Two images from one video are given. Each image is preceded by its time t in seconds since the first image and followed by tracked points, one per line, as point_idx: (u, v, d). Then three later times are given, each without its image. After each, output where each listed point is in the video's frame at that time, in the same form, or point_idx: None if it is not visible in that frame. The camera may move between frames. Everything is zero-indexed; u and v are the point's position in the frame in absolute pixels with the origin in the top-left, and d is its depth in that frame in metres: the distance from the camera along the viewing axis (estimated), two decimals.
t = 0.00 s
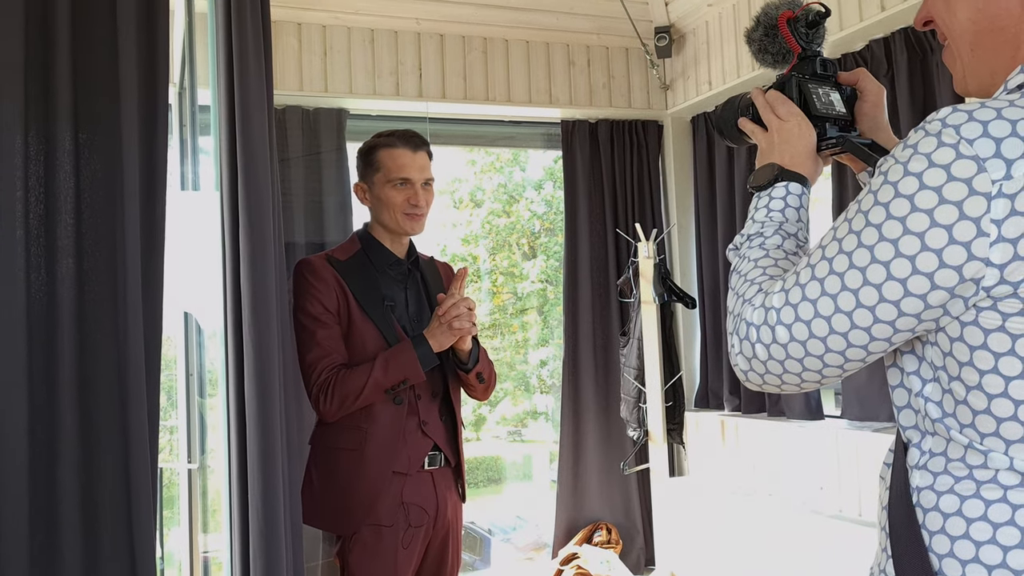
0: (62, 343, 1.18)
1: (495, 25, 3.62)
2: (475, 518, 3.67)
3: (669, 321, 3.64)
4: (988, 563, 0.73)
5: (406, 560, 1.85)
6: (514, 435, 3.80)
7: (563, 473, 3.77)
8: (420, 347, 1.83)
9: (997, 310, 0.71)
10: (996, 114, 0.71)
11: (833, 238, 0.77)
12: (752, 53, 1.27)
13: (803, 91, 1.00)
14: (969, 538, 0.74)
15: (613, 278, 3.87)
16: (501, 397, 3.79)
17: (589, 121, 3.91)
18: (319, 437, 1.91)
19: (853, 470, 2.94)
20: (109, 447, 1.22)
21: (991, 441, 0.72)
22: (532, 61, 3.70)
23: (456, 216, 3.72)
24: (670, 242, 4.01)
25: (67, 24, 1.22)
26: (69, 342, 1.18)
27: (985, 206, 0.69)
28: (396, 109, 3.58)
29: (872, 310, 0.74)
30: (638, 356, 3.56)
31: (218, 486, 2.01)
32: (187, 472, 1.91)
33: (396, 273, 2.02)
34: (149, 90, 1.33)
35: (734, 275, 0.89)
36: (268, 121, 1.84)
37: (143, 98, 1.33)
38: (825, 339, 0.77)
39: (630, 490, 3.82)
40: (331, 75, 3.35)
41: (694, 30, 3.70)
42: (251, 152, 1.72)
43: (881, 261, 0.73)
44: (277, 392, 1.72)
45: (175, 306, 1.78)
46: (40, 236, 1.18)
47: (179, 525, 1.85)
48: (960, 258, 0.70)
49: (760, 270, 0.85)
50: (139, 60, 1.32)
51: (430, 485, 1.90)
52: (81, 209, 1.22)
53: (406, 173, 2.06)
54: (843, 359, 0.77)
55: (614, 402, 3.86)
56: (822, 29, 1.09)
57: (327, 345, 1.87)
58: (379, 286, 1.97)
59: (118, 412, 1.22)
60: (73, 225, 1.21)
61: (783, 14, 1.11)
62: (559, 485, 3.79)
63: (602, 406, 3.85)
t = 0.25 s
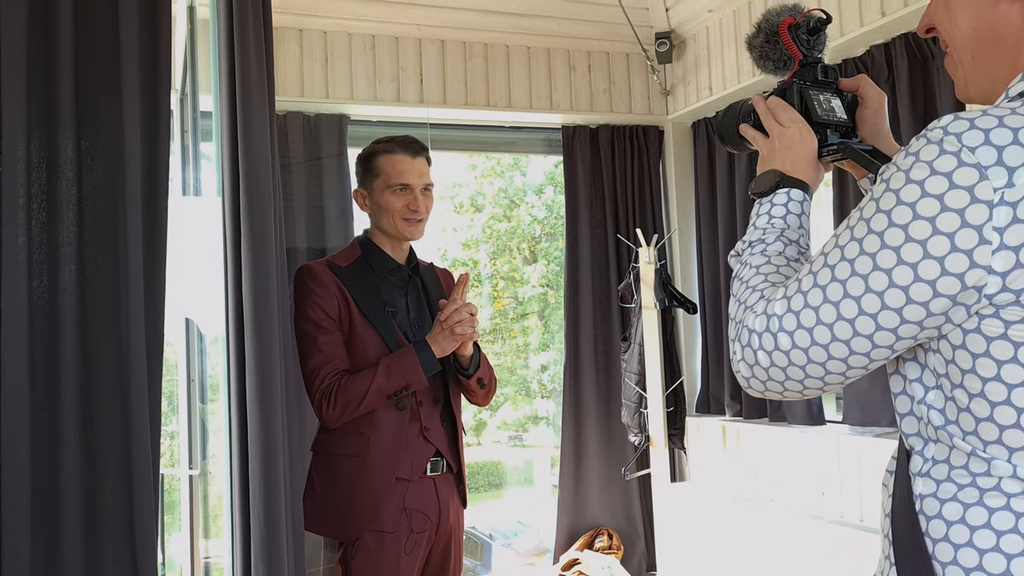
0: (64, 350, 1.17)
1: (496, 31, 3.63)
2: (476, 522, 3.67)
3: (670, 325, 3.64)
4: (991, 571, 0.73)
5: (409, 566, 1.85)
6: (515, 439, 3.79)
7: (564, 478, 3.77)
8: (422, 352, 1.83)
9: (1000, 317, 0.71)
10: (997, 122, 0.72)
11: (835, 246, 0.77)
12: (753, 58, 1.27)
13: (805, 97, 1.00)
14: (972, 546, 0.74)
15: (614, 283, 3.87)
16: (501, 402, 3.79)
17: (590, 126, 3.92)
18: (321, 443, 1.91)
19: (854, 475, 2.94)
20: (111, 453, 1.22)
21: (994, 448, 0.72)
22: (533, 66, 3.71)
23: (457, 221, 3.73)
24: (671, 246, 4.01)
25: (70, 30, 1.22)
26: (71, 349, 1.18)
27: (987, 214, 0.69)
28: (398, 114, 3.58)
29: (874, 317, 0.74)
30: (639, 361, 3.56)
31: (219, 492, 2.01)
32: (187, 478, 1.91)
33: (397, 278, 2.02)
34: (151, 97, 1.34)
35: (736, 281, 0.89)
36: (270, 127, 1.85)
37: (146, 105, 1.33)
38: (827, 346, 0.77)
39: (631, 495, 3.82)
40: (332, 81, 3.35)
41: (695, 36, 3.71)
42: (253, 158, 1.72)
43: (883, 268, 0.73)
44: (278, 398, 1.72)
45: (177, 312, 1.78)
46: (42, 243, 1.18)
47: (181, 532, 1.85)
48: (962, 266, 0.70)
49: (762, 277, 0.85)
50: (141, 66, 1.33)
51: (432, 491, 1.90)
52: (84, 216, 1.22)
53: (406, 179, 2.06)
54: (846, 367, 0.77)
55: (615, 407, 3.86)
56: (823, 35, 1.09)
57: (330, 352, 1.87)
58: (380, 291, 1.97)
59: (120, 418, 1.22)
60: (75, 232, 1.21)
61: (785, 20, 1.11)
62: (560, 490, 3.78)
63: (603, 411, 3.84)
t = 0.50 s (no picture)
0: (64, 356, 1.17)
1: (496, 36, 3.63)
2: (476, 528, 3.67)
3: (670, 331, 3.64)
4: None
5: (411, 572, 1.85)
6: (515, 445, 3.79)
7: (564, 483, 3.77)
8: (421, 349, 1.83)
9: (1000, 323, 0.71)
10: (998, 128, 0.72)
11: (835, 251, 0.77)
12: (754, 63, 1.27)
13: (805, 103, 1.00)
14: (975, 551, 0.74)
15: (614, 288, 3.87)
16: (502, 407, 3.79)
17: (590, 131, 3.92)
18: (322, 448, 1.91)
19: (854, 480, 2.94)
20: (110, 458, 1.22)
21: (995, 454, 0.72)
22: (533, 72, 3.72)
23: (457, 227, 3.73)
24: (672, 252, 4.01)
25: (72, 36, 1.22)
26: (71, 354, 1.18)
27: (987, 219, 0.69)
28: (398, 120, 3.59)
29: (875, 323, 0.74)
30: (639, 366, 3.56)
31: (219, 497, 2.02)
32: (187, 483, 1.92)
33: (396, 283, 2.02)
34: (152, 102, 1.34)
35: (737, 286, 0.89)
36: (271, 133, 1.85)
37: (147, 110, 1.33)
38: (828, 352, 0.77)
39: (632, 501, 3.81)
40: (333, 86, 3.36)
41: (695, 42, 3.72)
42: (253, 163, 1.72)
43: (884, 274, 0.73)
44: (278, 403, 1.72)
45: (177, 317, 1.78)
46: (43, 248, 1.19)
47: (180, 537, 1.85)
48: (963, 271, 0.70)
49: (763, 283, 0.85)
50: (143, 72, 1.33)
51: (433, 496, 1.90)
52: (85, 221, 1.22)
53: (410, 183, 2.07)
54: (846, 372, 0.77)
55: (615, 413, 3.86)
56: (823, 41, 1.09)
57: (332, 357, 1.87)
58: (380, 296, 1.97)
59: (120, 423, 1.22)
60: (75, 237, 1.21)
61: (785, 26, 1.12)
62: (560, 496, 3.78)
63: (603, 417, 3.84)
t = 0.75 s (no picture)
0: (65, 363, 1.17)
1: (497, 43, 3.64)
2: (476, 534, 3.66)
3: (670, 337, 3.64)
4: None
5: None
6: (516, 451, 3.78)
7: (565, 489, 3.76)
8: (430, 359, 1.84)
9: (1002, 330, 0.71)
10: (1000, 136, 0.72)
11: (837, 258, 0.77)
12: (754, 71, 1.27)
13: (806, 110, 1.01)
14: (977, 559, 0.74)
15: (615, 294, 3.88)
16: (502, 413, 3.79)
17: (590, 137, 3.93)
18: (326, 454, 1.90)
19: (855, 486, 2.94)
20: (112, 464, 1.22)
21: (997, 461, 0.72)
22: (534, 78, 3.73)
23: (458, 232, 3.73)
24: (672, 258, 4.02)
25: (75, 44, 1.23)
26: (73, 361, 1.18)
27: (989, 227, 0.70)
28: (399, 126, 3.59)
29: (877, 330, 0.74)
30: (640, 372, 3.56)
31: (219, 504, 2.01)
32: (188, 489, 1.91)
33: (398, 288, 2.02)
34: (155, 109, 1.34)
35: (738, 293, 0.89)
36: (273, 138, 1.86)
37: (149, 117, 1.33)
38: (830, 359, 0.77)
39: (632, 508, 3.80)
40: (334, 92, 3.37)
41: (695, 48, 3.72)
42: (255, 169, 1.72)
43: (886, 281, 0.73)
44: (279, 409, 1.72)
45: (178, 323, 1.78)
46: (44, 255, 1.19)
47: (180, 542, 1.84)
48: (965, 278, 0.70)
49: (764, 289, 0.85)
50: (145, 79, 1.33)
51: (437, 502, 1.90)
52: (86, 228, 1.23)
53: (415, 189, 2.07)
54: (848, 380, 0.77)
55: (615, 420, 3.85)
56: (824, 49, 1.10)
57: (337, 364, 1.86)
58: (382, 302, 1.97)
59: (122, 430, 1.22)
60: (77, 244, 1.21)
61: (786, 34, 1.12)
62: (561, 502, 3.77)
63: (603, 423, 3.84)
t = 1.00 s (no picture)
0: (66, 363, 1.18)
1: (497, 43, 3.64)
2: (477, 535, 3.67)
3: (671, 337, 3.64)
4: None
5: None
6: (516, 451, 3.78)
7: (565, 489, 3.76)
8: (432, 359, 1.84)
9: (1002, 329, 0.71)
10: (1000, 134, 0.72)
11: (837, 257, 0.77)
12: (755, 71, 1.28)
13: (806, 110, 1.01)
14: (978, 557, 0.74)
15: (615, 295, 3.87)
16: (502, 414, 3.79)
17: (591, 138, 3.93)
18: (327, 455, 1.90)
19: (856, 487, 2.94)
20: (112, 463, 1.22)
21: (998, 460, 0.72)
22: (535, 78, 3.73)
23: (458, 233, 3.73)
24: (673, 258, 4.02)
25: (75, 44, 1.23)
26: (74, 361, 1.19)
27: (989, 225, 0.70)
28: (400, 126, 3.59)
29: (877, 328, 0.74)
30: (640, 373, 3.56)
31: (220, 504, 2.01)
32: (188, 489, 1.91)
33: (399, 288, 2.02)
34: (155, 109, 1.34)
35: (738, 293, 0.89)
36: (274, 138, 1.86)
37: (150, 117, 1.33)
38: (829, 357, 0.76)
39: (633, 509, 3.80)
40: (334, 93, 3.37)
41: (695, 49, 3.73)
42: (255, 168, 1.72)
43: (886, 280, 0.73)
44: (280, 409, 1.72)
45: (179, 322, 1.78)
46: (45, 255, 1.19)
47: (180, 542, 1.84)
48: (965, 277, 0.70)
49: (764, 288, 0.85)
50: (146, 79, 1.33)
51: (439, 502, 1.90)
52: (87, 228, 1.23)
53: (418, 190, 2.08)
54: (847, 378, 0.77)
55: (616, 421, 3.85)
56: (824, 48, 1.10)
57: (339, 364, 1.86)
58: (383, 302, 1.97)
59: (122, 429, 1.22)
60: (78, 244, 1.21)
61: (786, 34, 1.12)
62: (561, 503, 3.77)
63: (604, 424, 3.84)
